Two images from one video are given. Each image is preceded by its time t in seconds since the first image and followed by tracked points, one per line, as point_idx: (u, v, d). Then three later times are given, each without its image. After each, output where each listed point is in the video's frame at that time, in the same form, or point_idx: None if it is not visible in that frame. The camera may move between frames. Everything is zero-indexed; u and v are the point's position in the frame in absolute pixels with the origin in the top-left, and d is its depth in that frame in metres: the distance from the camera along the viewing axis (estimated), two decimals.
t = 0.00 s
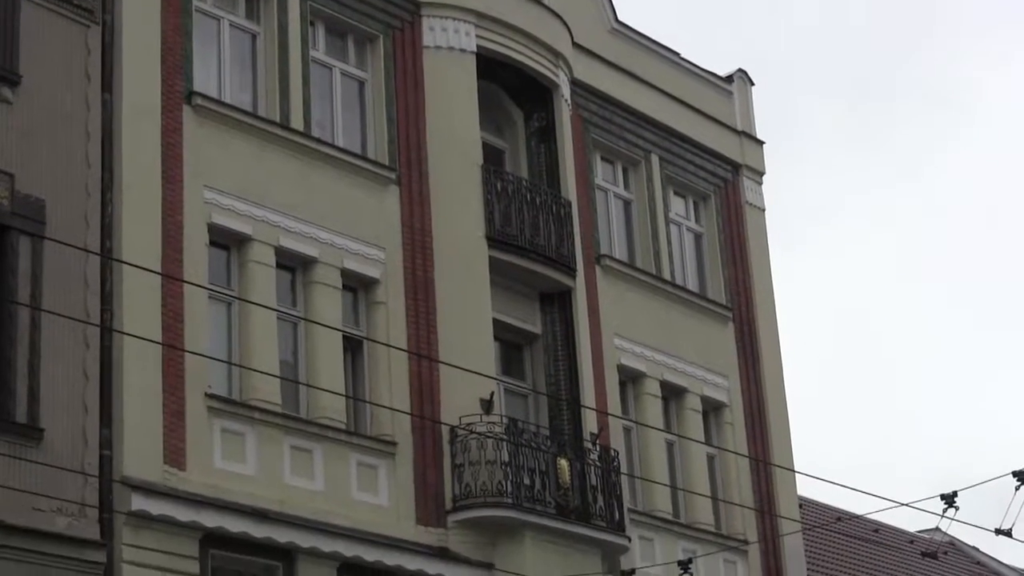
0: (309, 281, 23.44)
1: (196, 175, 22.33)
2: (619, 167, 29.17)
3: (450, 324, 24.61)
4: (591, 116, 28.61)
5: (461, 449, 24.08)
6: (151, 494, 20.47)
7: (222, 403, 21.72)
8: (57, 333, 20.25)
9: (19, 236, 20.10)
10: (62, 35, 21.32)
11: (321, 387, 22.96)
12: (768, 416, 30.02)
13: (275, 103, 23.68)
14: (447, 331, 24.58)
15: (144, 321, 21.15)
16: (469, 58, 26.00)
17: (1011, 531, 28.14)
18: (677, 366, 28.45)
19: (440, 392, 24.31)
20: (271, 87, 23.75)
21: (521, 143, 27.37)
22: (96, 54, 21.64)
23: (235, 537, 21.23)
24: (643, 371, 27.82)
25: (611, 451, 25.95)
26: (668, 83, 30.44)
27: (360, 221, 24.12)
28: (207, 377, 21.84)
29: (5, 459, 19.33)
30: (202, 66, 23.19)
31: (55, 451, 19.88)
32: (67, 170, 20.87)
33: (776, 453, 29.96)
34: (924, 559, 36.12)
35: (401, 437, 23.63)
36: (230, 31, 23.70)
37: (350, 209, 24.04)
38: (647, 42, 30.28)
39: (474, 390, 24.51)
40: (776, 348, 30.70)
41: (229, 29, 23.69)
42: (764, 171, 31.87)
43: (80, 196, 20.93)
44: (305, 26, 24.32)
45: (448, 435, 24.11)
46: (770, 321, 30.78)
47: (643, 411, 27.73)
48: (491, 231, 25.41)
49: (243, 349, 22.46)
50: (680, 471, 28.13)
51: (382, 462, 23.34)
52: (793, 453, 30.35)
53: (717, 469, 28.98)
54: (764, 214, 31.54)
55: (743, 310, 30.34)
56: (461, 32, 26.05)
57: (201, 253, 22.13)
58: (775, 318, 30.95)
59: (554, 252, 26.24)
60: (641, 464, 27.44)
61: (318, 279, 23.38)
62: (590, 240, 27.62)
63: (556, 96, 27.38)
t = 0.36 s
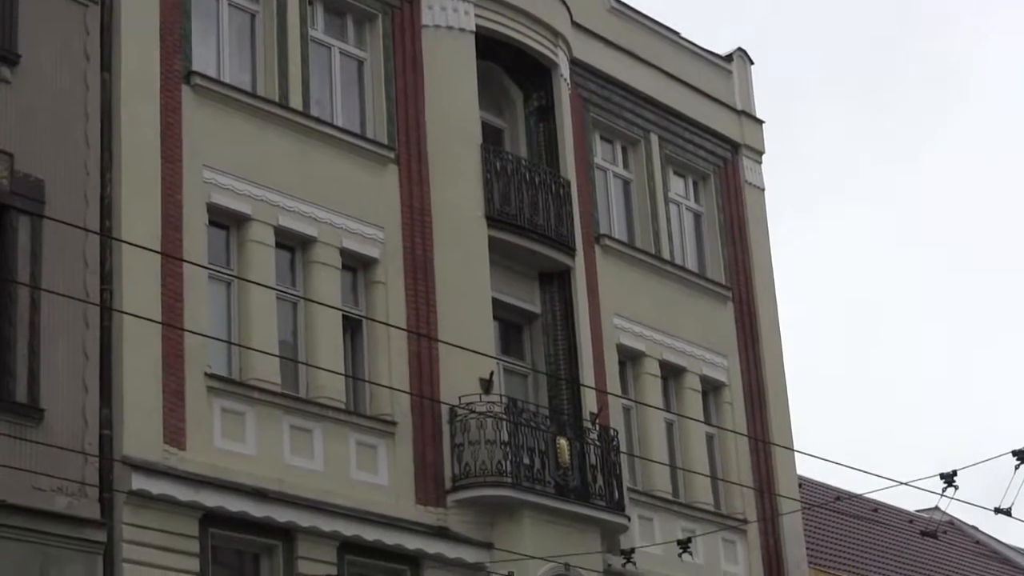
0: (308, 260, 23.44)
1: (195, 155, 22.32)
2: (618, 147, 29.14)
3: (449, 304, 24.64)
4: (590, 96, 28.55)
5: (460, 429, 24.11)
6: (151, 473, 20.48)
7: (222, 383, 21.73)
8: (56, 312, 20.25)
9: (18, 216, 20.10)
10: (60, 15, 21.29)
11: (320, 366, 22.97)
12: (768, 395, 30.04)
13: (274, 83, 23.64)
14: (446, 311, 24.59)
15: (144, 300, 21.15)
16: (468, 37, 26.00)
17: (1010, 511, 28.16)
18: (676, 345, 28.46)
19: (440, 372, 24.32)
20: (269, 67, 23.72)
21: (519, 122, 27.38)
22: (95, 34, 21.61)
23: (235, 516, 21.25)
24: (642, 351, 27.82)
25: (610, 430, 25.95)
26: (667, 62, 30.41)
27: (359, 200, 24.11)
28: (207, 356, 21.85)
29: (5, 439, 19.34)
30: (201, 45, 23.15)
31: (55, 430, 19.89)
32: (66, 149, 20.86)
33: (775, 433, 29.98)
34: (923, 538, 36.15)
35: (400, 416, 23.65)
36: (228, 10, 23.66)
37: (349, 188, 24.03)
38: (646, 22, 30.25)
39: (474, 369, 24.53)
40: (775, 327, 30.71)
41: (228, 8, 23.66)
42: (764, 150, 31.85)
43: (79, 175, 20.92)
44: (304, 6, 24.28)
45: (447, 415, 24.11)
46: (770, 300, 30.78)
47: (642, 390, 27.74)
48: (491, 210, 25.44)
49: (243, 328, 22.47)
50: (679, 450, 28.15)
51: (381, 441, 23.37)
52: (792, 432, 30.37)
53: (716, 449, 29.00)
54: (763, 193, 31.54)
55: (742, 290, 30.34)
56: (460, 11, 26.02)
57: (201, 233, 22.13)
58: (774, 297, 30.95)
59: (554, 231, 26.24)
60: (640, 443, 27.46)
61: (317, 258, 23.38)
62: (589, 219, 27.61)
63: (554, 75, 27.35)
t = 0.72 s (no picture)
0: (304, 242, 23.42)
1: (191, 136, 22.28)
2: (615, 128, 29.10)
3: (444, 286, 24.69)
4: (586, 77, 28.47)
5: (456, 411, 24.15)
6: (148, 455, 20.48)
7: (217, 364, 21.73)
8: (52, 294, 20.23)
9: (14, 197, 20.07)
10: None
11: (316, 348, 22.96)
12: (764, 376, 30.05)
13: (270, 64, 23.60)
14: (442, 293, 24.65)
15: (140, 282, 21.14)
16: (465, 19, 26.02)
17: (1005, 491, 28.20)
18: (672, 327, 28.46)
19: (436, 353, 24.33)
20: (265, 49, 23.66)
21: (516, 103, 27.36)
22: (90, 15, 21.55)
23: (231, 498, 21.26)
24: (638, 333, 27.82)
25: (606, 412, 25.97)
26: (664, 44, 30.37)
27: (356, 182, 24.09)
28: (203, 338, 21.83)
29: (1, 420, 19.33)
30: (197, 26, 23.08)
31: (51, 412, 19.89)
32: (62, 131, 20.82)
33: (770, 414, 30.01)
34: (917, 520, 36.18)
35: (396, 398, 23.65)
36: None
37: (345, 170, 24.00)
38: (642, 3, 30.21)
39: (470, 351, 24.58)
40: (770, 309, 30.72)
41: None
42: (760, 132, 31.84)
43: (74, 157, 20.89)
44: None
45: (443, 397, 24.18)
46: (765, 282, 30.79)
47: (638, 372, 27.74)
48: (487, 191, 25.45)
49: (238, 310, 22.45)
50: (675, 432, 28.16)
51: (378, 423, 23.38)
52: (787, 414, 30.39)
53: (712, 431, 29.01)
54: (759, 175, 31.54)
55: (737, 272, 30.34)
56: None
57: (197, 214, 22.12)
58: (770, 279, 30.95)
59: (550, 213, 26.25)
60: (636, 425, 27.46)
61: (314, 240, 23.37)
62: (585, 201, 27.60)
63: (551, 56, 27.32)
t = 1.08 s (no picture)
0: (298, 223, 23.39)
1: (184, 116, 22.25)
2: (608, 111, 29.07)
3: (437, 267, 24.69)
4: (580, 59, 28.43)
5: (449, 392, 24.18)
6: (140, 435, 20.47)
7: (210, 344, 21.71)
8: (44, 273, 20.21)
9: (6, 177, 20.03)
10: None
11: (309, 328, 22.95)
12: (757, 359, 30.06)
13: (263, 44, 23.55)
14: (435, 274, 24.66)
15: (133, 261, 21.12)
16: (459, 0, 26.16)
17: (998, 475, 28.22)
18: (665, 309, 28.45)
19: (428, 335, 24.34)
20: (259, 29, 23.61)
21: (510, 85, 27.32)
22: None
23: (223, 479, 21.25)
24: (631, 315, 27.81)
25: (599, 394, 25.98)
26: (659, 26, 30.33)
27: (349, 163, 24.06)
28: (196, 318, 21.81)
29: None
30: (190, 7, 23.02)
31: (43, 392, 19.88)
32: (54, 111, 20.79)
33: (763, 396, 30.03)
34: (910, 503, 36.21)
35: (389, 379, 23.64)
36: None
37: (339, 151, 23.97)
38: None
39: (462, 332, 24.69)
40: (764, 292, 30.72)
41: None
42: (754, 114, 31.83)
43: (67, 137, 20.86)
44: None
45: (436, 378, 24.20)
46: (759, 264, 30.79)
47: (631, 354, 27.74)
48: (481, 172, 25.51)
49: (231, 290, 22.43)
50: (668, 414, 28.17)
51: (370, 404, 23.38)
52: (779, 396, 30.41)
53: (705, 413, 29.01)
54: (753, 158, 31.53)
55: (730, 255, 30.35)
56: None
57: (190, 195, 22.10)
58: (763, 262, 30.95)
59: (544, 195, 26.24)
60: (629, 407, 27.46)
61: (307, 221, 23.35)
62: (578, 183, 27.58)
63: (545, 38, 27.33)
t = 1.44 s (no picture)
0: (292, 199, 23.39)
1: (179, 92, 22.22)
2: (603, 88, 29.05)
3: (432, 244, 24.70)
4: (574, 37, 28.38)
5: (443, 368, 24.22)
6: (134, 411, 20.48)
7: (204, 320, 21.71)
8: (39, 248, 20.20)
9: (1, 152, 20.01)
10: None
11: (303, 305, 22.97)
12: (751, 337, 30.09)
13: (258, 21, 23.52)
14: (430, 251, 24.68)
15: (127, 236, 21.12)
16: None
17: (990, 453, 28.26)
18: (659, 287, 28.47)
19: (423, 311, 24.36)
20: (253, 6, 23.56)
21: (505, 63, 27.29)
22: None
23: (217, 455, 21.26)
24: (625, 293, 27.83)
25: (593, 371, 26.03)
26: (655, 3, 30.29)
27: (344, 139, 24.05)
28: (190, 294, 21.82)
29: None
30: None
31: (38, 367, 19.88)
32: (49, 86, 20.76)
33: (756, 374, 30.07)
34: (903, 482, 36.27)
35: (383, 356, 23.67)
36: None
37: (333, 127, 23.96)
38: None
39: (456, 308, 24.75)
40: (758, 270, 30.75)
41: None
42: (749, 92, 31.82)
43: (62, 112, 20.84)
44: None
45: (430, 355, 24.24)
46: (753, 242, 30.81)
47: (625, 332, 27.75)
48: (475, 149, 25.56)
49: (225, 266, 22.42)
50: (662, 391, 28.19)
51: (365, 381, 23.40)
52: (773, 374, 30.44)
53: (698, 391, 29.03)
54: (748, 136, 31.53)
55: (725, 234, 30.36)
56: None
57: (184, 170, 22.10)
58: (757, 240, 30.96)
59: (539, 173, 26.32)
60: (623, 384, 27.48)
61: (301, 198, 23.35)
62: (573, 160, 27.58)
63: (540, 15, 27.43)
